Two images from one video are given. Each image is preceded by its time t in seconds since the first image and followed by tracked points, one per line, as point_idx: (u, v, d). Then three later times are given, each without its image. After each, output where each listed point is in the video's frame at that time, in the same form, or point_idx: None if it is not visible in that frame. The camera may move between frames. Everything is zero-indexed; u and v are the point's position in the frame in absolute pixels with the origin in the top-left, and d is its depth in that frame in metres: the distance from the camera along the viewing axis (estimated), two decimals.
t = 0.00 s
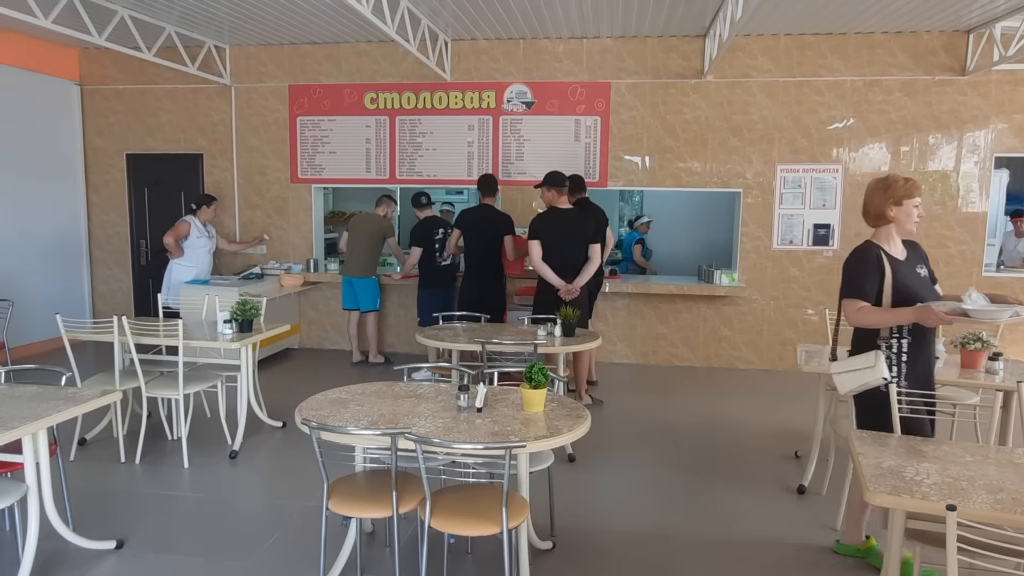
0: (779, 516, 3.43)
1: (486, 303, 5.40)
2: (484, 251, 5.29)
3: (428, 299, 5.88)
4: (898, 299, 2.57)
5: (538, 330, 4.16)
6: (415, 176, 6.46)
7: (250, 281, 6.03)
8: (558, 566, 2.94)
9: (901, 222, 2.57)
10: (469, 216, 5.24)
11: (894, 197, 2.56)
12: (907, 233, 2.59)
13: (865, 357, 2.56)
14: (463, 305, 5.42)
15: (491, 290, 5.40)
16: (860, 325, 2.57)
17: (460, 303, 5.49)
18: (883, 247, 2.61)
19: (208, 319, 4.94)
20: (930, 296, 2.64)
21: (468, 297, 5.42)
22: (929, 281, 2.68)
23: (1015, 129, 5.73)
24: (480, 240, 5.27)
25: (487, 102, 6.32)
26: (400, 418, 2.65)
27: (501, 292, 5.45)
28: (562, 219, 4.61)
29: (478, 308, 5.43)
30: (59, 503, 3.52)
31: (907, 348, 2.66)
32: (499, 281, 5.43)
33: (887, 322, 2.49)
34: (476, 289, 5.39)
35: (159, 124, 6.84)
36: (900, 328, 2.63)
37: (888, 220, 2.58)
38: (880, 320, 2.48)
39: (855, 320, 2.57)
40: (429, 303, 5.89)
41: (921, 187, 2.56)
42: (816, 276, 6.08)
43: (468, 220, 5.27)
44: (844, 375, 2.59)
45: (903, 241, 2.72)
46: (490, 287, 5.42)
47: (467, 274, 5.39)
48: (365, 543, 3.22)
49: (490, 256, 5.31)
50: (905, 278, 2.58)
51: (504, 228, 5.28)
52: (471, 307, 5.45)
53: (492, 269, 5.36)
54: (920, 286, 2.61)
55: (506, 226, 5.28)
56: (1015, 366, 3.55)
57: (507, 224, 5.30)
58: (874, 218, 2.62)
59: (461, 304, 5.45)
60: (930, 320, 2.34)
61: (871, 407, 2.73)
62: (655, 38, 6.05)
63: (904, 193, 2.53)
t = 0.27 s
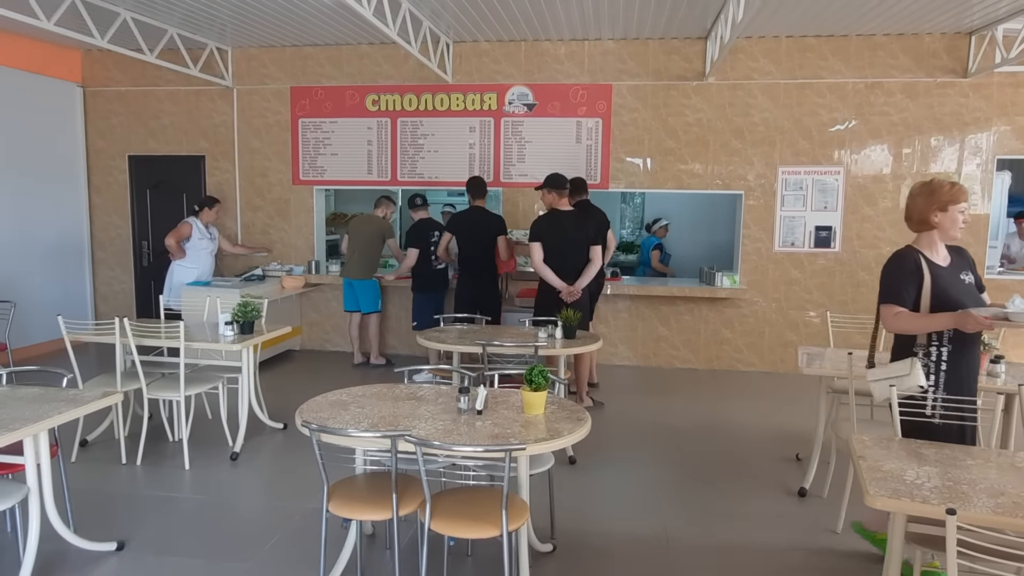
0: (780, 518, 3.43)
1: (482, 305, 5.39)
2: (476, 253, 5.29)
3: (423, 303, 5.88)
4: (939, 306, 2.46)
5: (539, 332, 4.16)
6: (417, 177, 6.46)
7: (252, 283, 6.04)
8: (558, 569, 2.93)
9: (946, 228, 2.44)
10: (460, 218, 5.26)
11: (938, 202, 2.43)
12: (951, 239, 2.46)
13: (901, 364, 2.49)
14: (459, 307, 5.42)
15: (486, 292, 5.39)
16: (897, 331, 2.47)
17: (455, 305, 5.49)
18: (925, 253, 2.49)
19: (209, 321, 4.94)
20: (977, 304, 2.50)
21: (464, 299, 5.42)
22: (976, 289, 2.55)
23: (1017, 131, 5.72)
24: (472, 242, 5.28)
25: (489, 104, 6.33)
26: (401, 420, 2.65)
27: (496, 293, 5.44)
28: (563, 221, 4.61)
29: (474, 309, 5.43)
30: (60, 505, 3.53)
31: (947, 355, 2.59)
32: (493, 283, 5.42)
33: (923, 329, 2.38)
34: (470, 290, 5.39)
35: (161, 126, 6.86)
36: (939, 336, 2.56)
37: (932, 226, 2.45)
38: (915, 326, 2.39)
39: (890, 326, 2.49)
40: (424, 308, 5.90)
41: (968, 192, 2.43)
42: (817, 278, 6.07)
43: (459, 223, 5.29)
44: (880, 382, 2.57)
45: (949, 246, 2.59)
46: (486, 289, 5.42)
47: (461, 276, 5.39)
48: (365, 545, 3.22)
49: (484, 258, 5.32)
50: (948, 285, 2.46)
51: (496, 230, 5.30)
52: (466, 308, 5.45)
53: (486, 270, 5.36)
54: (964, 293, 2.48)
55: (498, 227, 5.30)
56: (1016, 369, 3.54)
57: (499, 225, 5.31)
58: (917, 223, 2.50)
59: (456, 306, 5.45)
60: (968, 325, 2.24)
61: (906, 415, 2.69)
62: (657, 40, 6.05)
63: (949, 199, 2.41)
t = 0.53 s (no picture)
0: (781, 521, 3.42)
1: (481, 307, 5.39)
2: (470, 255, 5.30)
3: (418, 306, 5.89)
4: (971, 305, 2.46)
5: (538, 334, 4.16)
6: (417, 180, 6.47)
7: (252, 285, 6.04)
8: (557, 572, 2.92)
9: (986, 229, 2.44)
10: (452, 222, 5.26)
11: (979, 202, 2.43)
12: (989, 241, 2.46)
13: (930, 363, 2.54)
14: (456, 309, 5.43)
15: (483, 293, 5.40)
16: (927, 328, 2.47)
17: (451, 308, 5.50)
18: (962, 252, 2.49)
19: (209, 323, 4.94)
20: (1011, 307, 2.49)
21: (461, 301, 5.43)
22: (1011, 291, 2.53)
23: (1018, 133, 5.71)
24: (467, 245, 5.28)
25: (489, 106, 6.33)
26: (399, 422, 2.64)
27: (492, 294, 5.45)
28: (563, 224, 4.60)
29: (471, 310, 5.43)
30: (59, 507, 3.53)
31: (977, 355, 2.61)
32: (489, 284, 5.43)
33: (954, 327, 2.38)
34: (466, 292, 5.39)
35: (162, 129, 6.87)
36: (971, 336, 2.57)
37: (972, 226, 2.45)
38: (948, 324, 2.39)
39: (921, 323, 2.49)
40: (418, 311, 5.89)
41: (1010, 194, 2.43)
42: (818, 281, 6.06)
43: (452, 226, 5.29)
44: (905, 380, 2.64)
45: (986, 248, 2.58)
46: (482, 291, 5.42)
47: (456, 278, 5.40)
48: (364, 547, 3.21)
49: (478, 260, 5.33)
50: (982, 285, 2.46)
51: (489, 232, 5.31)
52: (463, 310, 5.46)
53: (481, 272, 5.37)
54: (998, 294, 2.47)
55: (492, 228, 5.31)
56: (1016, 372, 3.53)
57: (492, 226, 5.33)
58: (957, 222, 2.49)
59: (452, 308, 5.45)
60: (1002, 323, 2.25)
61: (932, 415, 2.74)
62: (657, 42, 6.05)
63: (991, 199, 2.41)
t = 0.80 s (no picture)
0: (780, 523, 3.41)
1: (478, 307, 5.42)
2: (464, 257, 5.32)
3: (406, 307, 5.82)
4: (1005, 305, 2.53)
5: (537, 335, 4.15)
6: (416, 181, 6.47)
7: (252, 286, 6.04)
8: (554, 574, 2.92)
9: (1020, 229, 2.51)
10: (446, 224, 5.30)
11: (1015, 203, 2.50)
12: None
13: (965, 362, 2.56)
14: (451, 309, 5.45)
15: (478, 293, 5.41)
16: (961, 328, 2.56)
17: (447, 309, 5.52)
18: (998, 252, 2.56)
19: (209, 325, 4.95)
20: None
21: (456, 302, 5.45)
22: None
23: (1019, 133, 5.70)
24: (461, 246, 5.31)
25: (488, 108, 6.33)
26: (397, 424, 2.64)
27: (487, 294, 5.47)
28: (562, 224, 4.60)
29: (467, 311, 5.45)
30: (57, 509, 3.52)
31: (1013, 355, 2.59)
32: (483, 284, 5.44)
33: (988, 325, 2.46)
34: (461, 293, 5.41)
35: (162, 130, 6.88)
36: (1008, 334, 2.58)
37: (1007, 226, 2.52)
38: (981, 323, 2.46)
39: (954, 323, 2.57)
40: (404, 313, 5.81)
41: None
42: (818, 281, 6.05)
43: (447, 229, 5.33)
44: (942, 381, 2.65)
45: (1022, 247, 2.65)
46: (477, 291, 5.45)
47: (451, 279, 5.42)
48: (361, 549, 3.21)
49: (473, 261, 5.36)
50: (1016, 284, 2.52)
51: (483, 233, 5.33)
52: (459, 310, 5.48)
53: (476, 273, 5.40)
54: None
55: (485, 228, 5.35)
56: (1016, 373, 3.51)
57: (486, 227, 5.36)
58: (991, 223, 2.57)
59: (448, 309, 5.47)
60: None
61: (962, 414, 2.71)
62: (656, 43, 6.05)
63: None
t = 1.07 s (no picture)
0: (781, 524, 3.40)
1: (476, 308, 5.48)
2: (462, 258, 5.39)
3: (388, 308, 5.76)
4: None
5: (538, 336, 4.15)
6: (417, 182, 6.47)
7: (253, 288, 6.04)
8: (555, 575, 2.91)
9: None
10: (444, 226, 5.31)
11: None
12: None
13: (996, 363, 2.42)
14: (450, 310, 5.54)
15: (476, 294, 5.49)
16: (997, 330, 2.59)
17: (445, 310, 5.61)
18: None
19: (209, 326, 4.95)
20: None
21: (454, 302, 5.53)
22: None
23: (1020, 133, 5.69)
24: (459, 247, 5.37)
25: (488, 109, 6.33)
26: (397, 426, 2.64)
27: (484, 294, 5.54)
28: (563, 225, 4.59)
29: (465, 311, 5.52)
30: (58, 511, 3.52)
31: None
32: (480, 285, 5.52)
33: None
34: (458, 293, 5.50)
35: (162, 132, 6.89)
36: None
37: None
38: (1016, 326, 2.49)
39: (990, 325, 2.61)
40: (386, 313, 5.74)
41: None
42: (819, 282, 6.04)
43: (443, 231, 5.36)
44: (973, 380, 2.51)
45: None
46: (475, 292, 5.54)
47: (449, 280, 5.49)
48: (362, 551, 3.21)
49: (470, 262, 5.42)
50: None
51: (480, 234, 5.39)
52: (458, 311, 5.56)
53: (474, 274, 5.48)
54: None
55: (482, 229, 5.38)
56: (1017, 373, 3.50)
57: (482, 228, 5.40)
58: None
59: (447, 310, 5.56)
60: None
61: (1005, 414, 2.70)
62: (656, 43, 6.05)
63: None
